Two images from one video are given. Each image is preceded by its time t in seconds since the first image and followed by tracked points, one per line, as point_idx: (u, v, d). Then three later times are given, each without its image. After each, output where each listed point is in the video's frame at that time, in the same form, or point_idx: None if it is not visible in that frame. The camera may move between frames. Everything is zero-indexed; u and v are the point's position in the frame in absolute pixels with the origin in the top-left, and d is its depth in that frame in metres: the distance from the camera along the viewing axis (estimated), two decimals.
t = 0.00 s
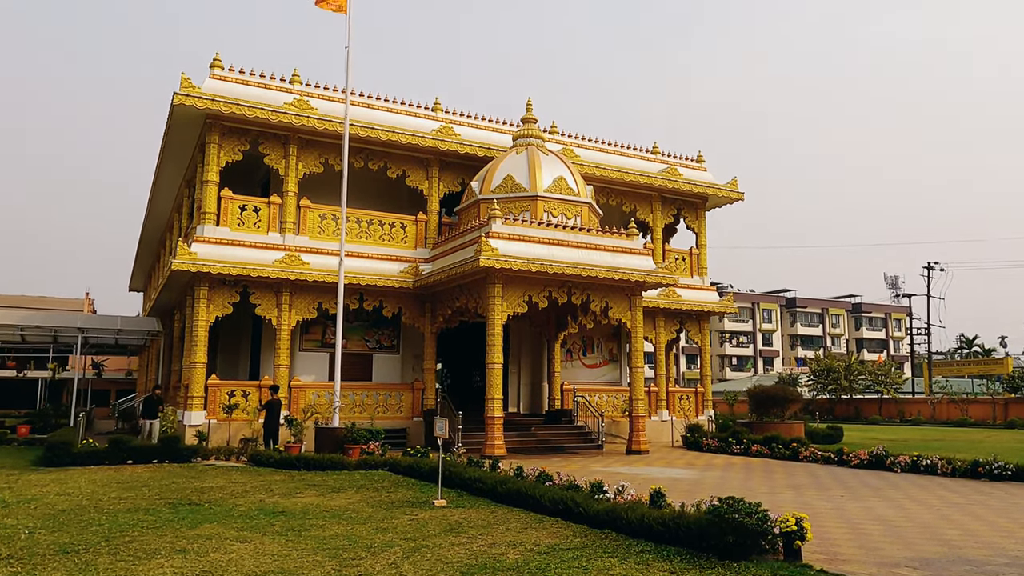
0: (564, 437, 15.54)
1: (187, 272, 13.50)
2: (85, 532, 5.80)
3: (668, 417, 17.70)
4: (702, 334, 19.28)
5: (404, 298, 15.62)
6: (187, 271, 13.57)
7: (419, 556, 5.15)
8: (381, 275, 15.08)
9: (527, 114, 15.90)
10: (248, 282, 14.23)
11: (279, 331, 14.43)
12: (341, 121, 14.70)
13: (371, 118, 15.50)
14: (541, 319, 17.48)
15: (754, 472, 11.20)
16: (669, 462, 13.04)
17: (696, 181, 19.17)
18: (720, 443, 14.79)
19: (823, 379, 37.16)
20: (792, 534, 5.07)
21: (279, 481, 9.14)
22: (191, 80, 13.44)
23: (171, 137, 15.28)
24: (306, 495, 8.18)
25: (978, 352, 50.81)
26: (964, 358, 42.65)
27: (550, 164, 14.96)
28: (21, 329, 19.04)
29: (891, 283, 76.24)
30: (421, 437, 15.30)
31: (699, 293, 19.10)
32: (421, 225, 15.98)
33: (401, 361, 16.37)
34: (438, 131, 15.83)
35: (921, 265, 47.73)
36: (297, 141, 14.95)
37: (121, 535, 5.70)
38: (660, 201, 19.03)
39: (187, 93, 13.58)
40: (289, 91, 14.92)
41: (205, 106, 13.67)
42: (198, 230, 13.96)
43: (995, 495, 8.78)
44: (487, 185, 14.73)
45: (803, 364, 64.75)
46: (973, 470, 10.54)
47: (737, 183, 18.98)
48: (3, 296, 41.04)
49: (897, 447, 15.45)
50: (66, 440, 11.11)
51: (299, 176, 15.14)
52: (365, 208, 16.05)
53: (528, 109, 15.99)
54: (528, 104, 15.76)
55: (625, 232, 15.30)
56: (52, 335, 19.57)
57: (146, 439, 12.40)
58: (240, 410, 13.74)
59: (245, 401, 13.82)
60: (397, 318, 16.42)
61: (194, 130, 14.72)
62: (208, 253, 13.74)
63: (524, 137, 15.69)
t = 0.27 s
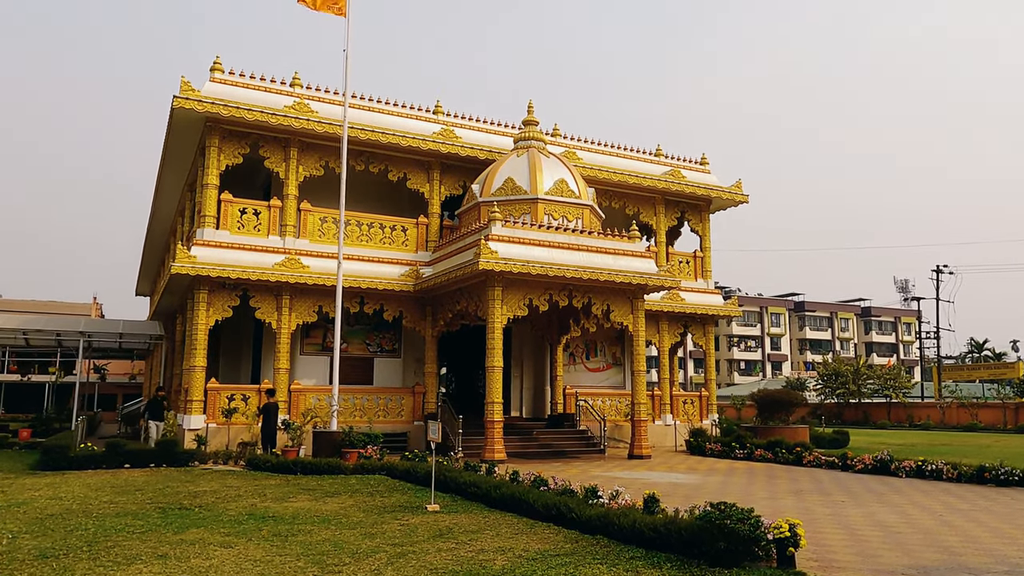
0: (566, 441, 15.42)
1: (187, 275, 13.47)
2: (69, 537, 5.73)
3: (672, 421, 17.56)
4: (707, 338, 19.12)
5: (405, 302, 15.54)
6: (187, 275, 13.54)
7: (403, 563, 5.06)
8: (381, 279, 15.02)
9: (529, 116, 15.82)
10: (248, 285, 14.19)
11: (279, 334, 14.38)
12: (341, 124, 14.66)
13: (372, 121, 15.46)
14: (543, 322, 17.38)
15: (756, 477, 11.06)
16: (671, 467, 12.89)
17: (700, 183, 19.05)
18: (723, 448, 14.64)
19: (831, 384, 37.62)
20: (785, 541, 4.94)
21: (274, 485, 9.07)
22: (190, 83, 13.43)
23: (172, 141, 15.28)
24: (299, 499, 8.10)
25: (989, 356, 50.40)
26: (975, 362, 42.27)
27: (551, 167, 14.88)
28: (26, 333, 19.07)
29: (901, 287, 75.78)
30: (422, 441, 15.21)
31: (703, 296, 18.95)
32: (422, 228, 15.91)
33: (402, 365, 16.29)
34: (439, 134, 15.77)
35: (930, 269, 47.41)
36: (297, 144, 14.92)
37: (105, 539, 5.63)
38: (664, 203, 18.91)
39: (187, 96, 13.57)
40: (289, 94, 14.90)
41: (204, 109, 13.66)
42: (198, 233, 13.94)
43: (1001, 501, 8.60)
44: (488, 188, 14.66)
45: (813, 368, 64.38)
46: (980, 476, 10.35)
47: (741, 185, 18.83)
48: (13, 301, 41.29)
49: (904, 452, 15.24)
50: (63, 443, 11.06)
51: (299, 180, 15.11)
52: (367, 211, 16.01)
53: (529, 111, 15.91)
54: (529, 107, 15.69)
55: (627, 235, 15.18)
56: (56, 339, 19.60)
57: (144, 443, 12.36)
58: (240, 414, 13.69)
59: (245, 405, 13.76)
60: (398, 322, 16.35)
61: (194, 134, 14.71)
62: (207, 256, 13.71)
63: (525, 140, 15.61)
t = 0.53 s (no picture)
0: (567, 445, 15.30)
1: (185, 278, 13.43)
2: (52, 543, 5.67)
3: (675, 425, 17.42)
4: (710, 341, 18.96)
5: (405, 304, 15.47)
6: (185, 278, 13.50)
7: (385, 571, 4.96)
8: (381, 281, 14.95)
9: (529, 118, 15.74)
10: (247, 288, 14.14)
11: (278, 337, 14.32)
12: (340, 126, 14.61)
13: (371, 123, 15.40)
14: (544, 325, 17.28)
15: (756, 482, 10.92)
16: (672, 471, 12.76)
17: (704, 185, 18.91)
18: (726, 452, 14.50)
19: (838, 386, 37.16)
20: (776, 550, 4.79)
21: (267, 490, 9.00)
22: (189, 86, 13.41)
23: (172, 144, 15.27)
24: (291, 504, 8.02)
25: (999, 358, 49.98)
26: (985, 364, 41.89)
27: (551, 168, 14.78)
28: (30, 336, 19.10)
29: (911, 289, 75.29)
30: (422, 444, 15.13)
31: (707, 298, 18.79)
32: (422, 231, 15.84)
33: (403, 368, 16.21)
34: (439, 136, 15.70)
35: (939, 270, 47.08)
36: (296, 146, 14.89)
37: (87, 546, 5.56)
38: (667, 205, 18.78)
39: (186, 98, 13.55)
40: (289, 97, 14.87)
41: (203, 112, 13.63)
42: (196, 236, 13.91)
43: (1005, 506, 8.43)
44: (487, 190, 14.57)
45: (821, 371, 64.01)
46: (984, 480, 10.17)
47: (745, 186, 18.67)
48: (20, 305, 41.47)
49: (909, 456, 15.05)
50: (59, 447, 11.02)
51: (299, 182, 15.07)
52: (367, 214, 15.95)
53: (530, 113, 15.82)
54: (530, 108, 15.60)
55: (628, 236, 15.07)
56: (59, 342, 19.61)
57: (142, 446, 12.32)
58: (238, 417, 13.64)
59: (243, 408, 13.72)
60: (399, 324, 16.28)
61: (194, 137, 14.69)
62: (206, 259, 13.67)
63: (526, 141, 15.51)
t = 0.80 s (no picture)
0: (567, 447, 15.21)
1: (183, 279, 13.41)
2: (34, 545, 5.63)
3: (676, 427, 17.31)
4: (712, 343, 18.83)
5: (403, 306, 15.42)
6: (183, 279, 13.49)
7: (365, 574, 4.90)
8: (379, 283, 14.91)
9: (528, 119, 15.68)
10: (245, 290, 14.12)
11: (276, 339, 14.29)
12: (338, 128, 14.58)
13: (370, 124, 15.37)
14: (544, 326, 17.21)
15: (754, 485, 10.81)
16: (670, 474, 12.65)
17: (705, 187, 18.81)
18: (726, 455, 14.38)
19: (844, 389, 36.93)
20: (762, 554, 4.70)
21: (260, 492, 8.94)
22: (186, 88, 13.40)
23: (171, 146, 15.27)
24: (281, 507, 7.96)
25: (1008, 361, 49.65)
26: (993, 367, 41.58)
27: (550, 169, 14.72)
28: (31, 338, 19.12)
29: (918, 292, 74.86)
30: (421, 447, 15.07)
31: (708, 300, 18.67)
32: (421, 232, 15.79)
33: (402, 370, 16.15)
34: (438, 137, 15.65)
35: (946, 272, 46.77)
36: (295, 148, 14.87)
37: (68, 548, 5.52)
38: (668, 207, 18.69)
39: (183, 100, 13.55)
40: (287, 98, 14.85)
41: (200, 113, 13.62)
42: (194, 238, 13.90)
43: (1005, 510, 8.30)
44: (486, 191, 14.52)
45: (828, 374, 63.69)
46: (985, 484, 10.02)
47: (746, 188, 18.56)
48: (27, 307, 41.64)
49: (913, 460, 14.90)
50: (54, 449, 11.00)
51: (297, 184, 15.05)
52: (366, 216, 15.91)
53: (529, 114, 15.76)
54: (529, 109, 15.54)
55: (627, 238, 14.98)
56: (61, 344, 19.63)
57: (138, 448, 12.29)
58: (236, 419, 13.61)
59: (241, 410, 13.69)
60: (397, 326, 16.23)
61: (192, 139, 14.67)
62: (204, 260, 13.66)
63: (525, 142, 15.45)
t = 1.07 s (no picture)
0: (564, 452, 15.13)
1: (178, 283, 13.40)
2: (13, 550, 5.60)
3: (675, 432, 17.23)
4: (712, 347, 18.72)
5: (400, 310, 15.38)
6: (179, 283, 13.48)
7: None
8: (376, 286, 14.88)
9: (526, 122, 15.64)
10: (241, 293, 14.10)
11: (272, 343, 14.26)
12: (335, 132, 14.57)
13: (367, 128, 15.36)
14: (542, 330, 17.16)
15: (749, 491, 10.71)
16: (666, 480, 12.57)
17: (705, 190, 18.73)
18: (724, 461, 14.28)
19: (848, 394, 36.81)
20: (743, 562, 4.64)
21: (249, 497, 8.90)
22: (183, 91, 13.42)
23: (168, 150, 15.28)
24: (268, 511, 7.92)
25: (1014, 367, 49.35)
26: (999, 373, 41.30)
27: (546, 173, 14.67)
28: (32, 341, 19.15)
29: (924, 297, 74.50)
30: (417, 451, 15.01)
31: (708, 304, 18.58)
32: (418, 236, 15.76)
33: (399, 374, 16.11)
34: (435, 141, 15.63)
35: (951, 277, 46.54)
36: (292, 152, 14.87)
37: (46, 553, 5.48)
38: (667, 211, 18.62)
39: (180, 104, 13.56)
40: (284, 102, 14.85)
41: (197, 117, 13.63)
42: (191, 241, 13.90)
43: (1000, 518, 8.19)
44: (482, 195, 14.48)
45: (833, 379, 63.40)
46: (983, 491, 9.90)
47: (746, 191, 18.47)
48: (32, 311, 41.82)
49: (913, 466, 14.77)
50: (46, 452, 10.98)
51: (294, 187, 15.05)
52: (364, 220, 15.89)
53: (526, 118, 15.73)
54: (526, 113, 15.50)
55: (625, 241, 14.92)
56: (61, 347, 19.66)
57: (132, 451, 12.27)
58: (231, 423, 13.58)
59: (236, 414, 13.66)
60: (394, 330, 16.20)
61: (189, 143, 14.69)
62: (200, 264, 13.65)
63: (522, 146, 15.41)
